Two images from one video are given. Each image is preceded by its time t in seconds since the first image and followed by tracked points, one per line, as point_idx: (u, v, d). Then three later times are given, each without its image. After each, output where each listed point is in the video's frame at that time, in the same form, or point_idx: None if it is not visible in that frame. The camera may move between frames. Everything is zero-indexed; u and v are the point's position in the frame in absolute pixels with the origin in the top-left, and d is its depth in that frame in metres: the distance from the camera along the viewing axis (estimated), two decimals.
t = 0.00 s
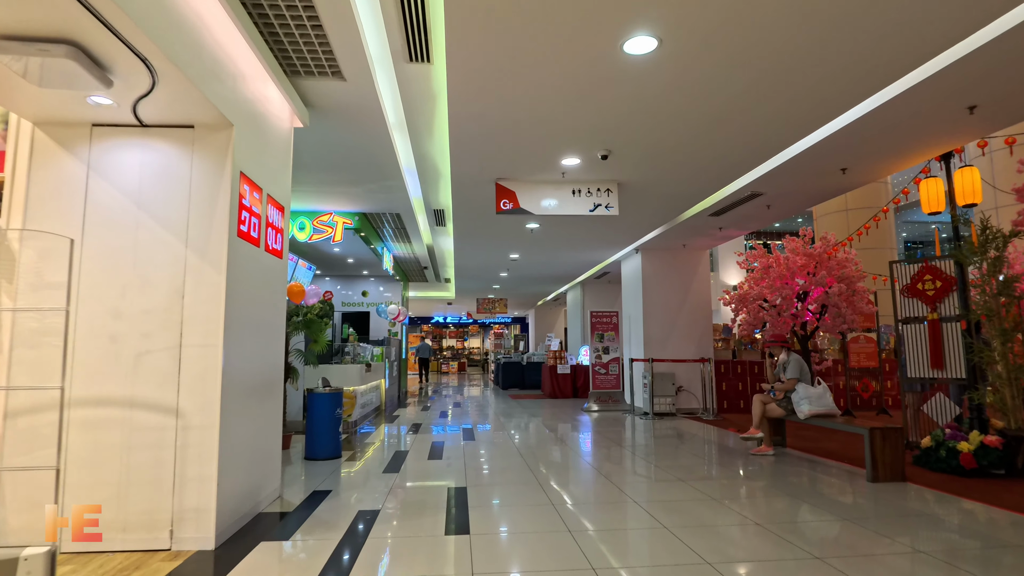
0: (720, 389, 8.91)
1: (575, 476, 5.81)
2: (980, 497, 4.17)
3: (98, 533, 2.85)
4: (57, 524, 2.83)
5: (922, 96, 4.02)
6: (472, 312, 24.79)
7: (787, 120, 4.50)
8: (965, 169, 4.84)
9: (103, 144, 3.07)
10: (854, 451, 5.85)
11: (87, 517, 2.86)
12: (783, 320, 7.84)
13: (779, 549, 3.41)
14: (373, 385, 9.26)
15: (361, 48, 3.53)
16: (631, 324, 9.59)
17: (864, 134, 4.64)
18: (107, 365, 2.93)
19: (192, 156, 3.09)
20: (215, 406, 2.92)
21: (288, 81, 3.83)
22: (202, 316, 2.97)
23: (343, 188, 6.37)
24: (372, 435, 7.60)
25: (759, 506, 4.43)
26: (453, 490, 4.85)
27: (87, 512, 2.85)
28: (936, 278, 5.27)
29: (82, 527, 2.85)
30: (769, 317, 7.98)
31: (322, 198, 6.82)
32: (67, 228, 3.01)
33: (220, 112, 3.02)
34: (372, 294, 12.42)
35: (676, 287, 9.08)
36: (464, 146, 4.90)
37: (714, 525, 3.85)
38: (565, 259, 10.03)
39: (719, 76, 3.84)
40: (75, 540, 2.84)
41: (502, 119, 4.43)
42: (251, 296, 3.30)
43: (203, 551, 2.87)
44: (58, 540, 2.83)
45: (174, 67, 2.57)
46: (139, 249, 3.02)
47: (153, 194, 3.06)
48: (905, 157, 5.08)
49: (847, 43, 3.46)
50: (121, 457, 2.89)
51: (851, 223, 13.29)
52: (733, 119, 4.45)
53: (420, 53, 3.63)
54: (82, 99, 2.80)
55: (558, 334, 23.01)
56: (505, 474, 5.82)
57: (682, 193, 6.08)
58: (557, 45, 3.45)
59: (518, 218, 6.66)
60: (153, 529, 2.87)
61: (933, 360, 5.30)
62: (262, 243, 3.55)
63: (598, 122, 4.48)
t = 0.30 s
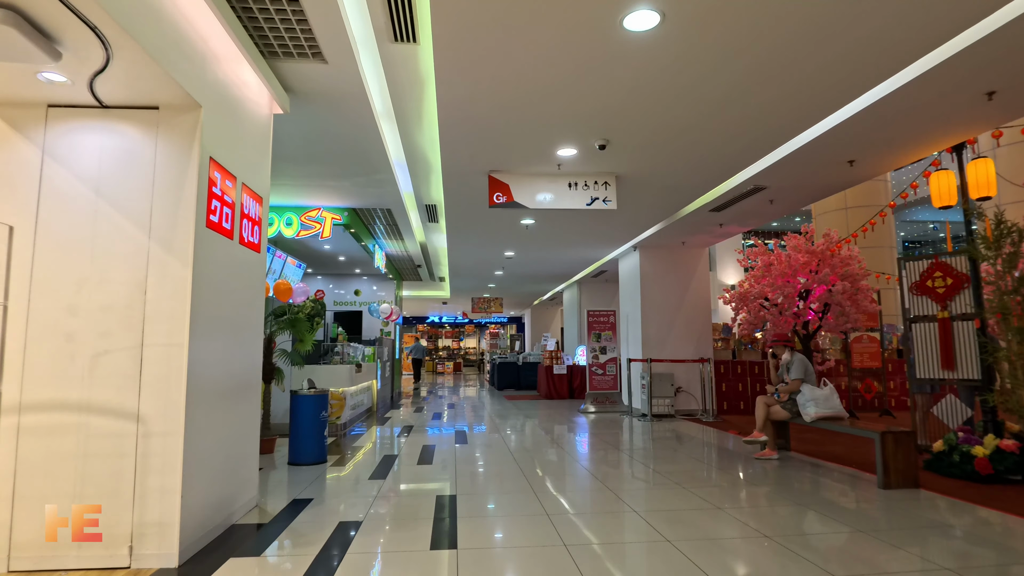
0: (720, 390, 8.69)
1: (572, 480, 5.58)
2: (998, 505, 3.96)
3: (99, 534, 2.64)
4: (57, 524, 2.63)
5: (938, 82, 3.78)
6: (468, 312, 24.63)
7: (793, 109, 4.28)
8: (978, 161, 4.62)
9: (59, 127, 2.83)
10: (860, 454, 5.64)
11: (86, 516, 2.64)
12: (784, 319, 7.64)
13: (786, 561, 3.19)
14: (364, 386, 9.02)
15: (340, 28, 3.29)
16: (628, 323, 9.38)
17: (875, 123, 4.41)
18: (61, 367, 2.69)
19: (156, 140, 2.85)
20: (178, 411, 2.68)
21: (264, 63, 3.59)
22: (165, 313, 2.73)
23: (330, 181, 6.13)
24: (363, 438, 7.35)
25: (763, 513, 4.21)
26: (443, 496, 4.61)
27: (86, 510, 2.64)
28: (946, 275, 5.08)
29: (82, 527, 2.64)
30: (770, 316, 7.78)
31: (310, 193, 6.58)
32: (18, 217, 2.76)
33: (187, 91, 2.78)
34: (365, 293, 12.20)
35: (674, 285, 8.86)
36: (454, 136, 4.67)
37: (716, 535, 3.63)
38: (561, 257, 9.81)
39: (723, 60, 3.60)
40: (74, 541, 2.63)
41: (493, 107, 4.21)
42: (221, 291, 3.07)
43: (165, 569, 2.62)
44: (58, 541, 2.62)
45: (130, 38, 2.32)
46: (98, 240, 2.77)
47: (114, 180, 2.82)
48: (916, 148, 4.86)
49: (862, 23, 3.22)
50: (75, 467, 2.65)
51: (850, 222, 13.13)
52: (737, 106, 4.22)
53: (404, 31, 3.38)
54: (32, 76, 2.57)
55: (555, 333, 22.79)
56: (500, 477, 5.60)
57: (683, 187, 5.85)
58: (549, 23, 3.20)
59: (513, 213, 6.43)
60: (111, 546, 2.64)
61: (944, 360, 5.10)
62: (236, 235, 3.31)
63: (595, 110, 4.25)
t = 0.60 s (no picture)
0: (724, 391, 8.45)
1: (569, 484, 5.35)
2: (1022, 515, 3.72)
3: (100, 534, 2.41)
4: (57, 524, 2.42)
5: (964, 65, 3.53)
6: (467, 312, 24.40)
7: (806, 95, 4.03)
8: (1001, 150, 4.35)
9: (11, 106, 2.59)
10: (873, 459, 5.40)
11: (87, 516, 2.42)
12: (791, 318, 7.40)
13: None
14: (359, 388, 8.78)
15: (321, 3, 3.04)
16: (630, 322, 9.14)
17: (894, 110, 4.15)
18: (11, 369, 2.46)
19: (118, 121, 2.61)
20: (138, 419, 2.44)
21: (242, 43, 3.35)
22: (125, 310, 2.49)
23: (319, 174, 5.89)
24: (356, 441, 7.11)
25: (773, 522, 3.98)
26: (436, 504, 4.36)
27: (86, 510, 2.42)
28: (964, 272, 4.85)
29: (82, 527, 2.42)
30: (776, 315, 7.54)
31: (300, 187, 6.35)
32: None
33: (151, 68, 2.54)
34: (361, 292, 11.99)
35: (677, 283, 8.62)
36: (446, 125, 4.43)
37: (724, 547, 3.40)
38: (560, 254, 9.58)
39: (734, 40, 3.35)
40: (75, 542, 2.41)
41: (487, 94, 3.97)
42: (190, 287, 2.83)
43: None
44: (58, 542, 2.41)
45: (80, 4, 2.05)
46: (53, 230, 2.53)
47: (72, 165, 2.58)
48: (933, 137, 4.61)
49: None
50: (26, 479, 2.42)
51: (853, 220, 12.91)
52: (747, 92, 3.97)
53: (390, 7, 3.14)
54: None
55: (555, 333, 22.57)
56: (499, 481, 5.36)
57: (688, 179, 5.61)
58: None
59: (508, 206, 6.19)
60: (65, 566, 2.41)
61: (962, 361, 4.86)
62: (209, 227, 3.07)
63: (595, 97, 4.00)
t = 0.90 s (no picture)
0: (731, 392, 8.20)
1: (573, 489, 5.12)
2: None
3: (100, 534, 2.19)
4: (57, 524, 2.21)
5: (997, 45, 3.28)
6: (469, 311, 24.17)
7: (825, 79, 3.78)
8: None
9: None
10: (891, 464, 5.15)
11: (87, 515, 2.20)
12: (801, 316, 7.16)
13: None
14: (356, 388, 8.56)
15: None
16: (634, 321, 8.91)
17: (917, 95, 3.90)
18: None
19: (80, 98, 2.39)
20: (99, 426, 2.21)
21: (222, 21, 3.12)
22: (87, 306, 2.28)
23: (312, 167, 5.67)
24: (353, 443, 6.89)
25: (789, 531, 3.74)
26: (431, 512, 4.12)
27: (87, 509, 2.20)
28: (989, 268, 4.63)
29: (82, 527, 2.20)
30: (786, 313, 7.32)
31: (293, 181, 6.13)
32: None
33: (116, 40, 2.31)
34: (360, 291, 11.81)
35: (683, 281, 8.37)
36: (442, 113, 4.19)
37: (737, 561, 3.18)
38: (563, 252, 9.36)
39: (748, 18, 3.10)
40: (75, 543, 2.19)
41: (484, 80, 3.74)
42: (160, 282, 2.60)
43: None
44: (59, 542, 2.20)
45: None
46: (9, 217, 2.32)
47: (31, 147, 2.37)
48: (958, 124, 4.36)
49: None
50: None
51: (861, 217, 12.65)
52: (760, 76, 3.72)
53: None
54: None
55: (557, 333, 22.34)
56: (500, 486, 5.13)
57: (696, 171, 5.36)
58: None
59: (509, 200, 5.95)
60: None
61: (987, 362, 4.61)
62: (184, 217, 2.85)
63: (599, 82, 3.76)
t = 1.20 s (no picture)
0: (741, 393, 7.96)
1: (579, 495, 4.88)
2: None
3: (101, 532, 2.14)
4: (57, 525, 2.00)
5: None
6: (472, 311, 23.98)
7: (848, 60, 3.53)
8: None
9: None
10: (914, 470, 4.90)
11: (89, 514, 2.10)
12: (814, 316, 6.89)
13: None
14: (355, 390, 8.35)
15: None
16: (640, 320, 8.67)
17: (945, 78, 3.65)
18: None
19: (39, 72, 2.18)
20: (55, 432, 2.01)
21: None
22: (44, 300, 2.07)
23: (306, 160, 5.46)
24: (351, 446, 6.67)
25: (808, 542, 3.51)
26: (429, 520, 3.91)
27: (89, 507, 2.10)
28: (1018, 263, 4.37)
29: (84, 526, 2.08)
30: (799, 311, 7.02)
31: (287, 175, 5.92)
32: None
33: (78, 8, 2.10)
34: (360, 290, 11.62)
35: (691, 279, 8.13)
36: (439, 100, 3.97)
37: None
38: (567, 249, 9.14)
39: None
40: (75, 544, 2.05)
41: (484, 63, 3.50)
42: (127, 274, 2.39)
43: None
44: (59, 544, 2.00)
45: None
46: None
47: None
48: (986, 109, 4.10)
49: None
50: None
51: (871, 214, 12.40)
52: (777, 57, 3.48)
53: None
54: None
55: (561, 332, 22.09)
56: (502, 493, 4.90)
57: (707, 163, 5.12)
58: None
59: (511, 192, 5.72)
60: None
61: (1017, 362, 4.37)
62: (158, 205, 2.64)
63: (606, 65, 3.53)
